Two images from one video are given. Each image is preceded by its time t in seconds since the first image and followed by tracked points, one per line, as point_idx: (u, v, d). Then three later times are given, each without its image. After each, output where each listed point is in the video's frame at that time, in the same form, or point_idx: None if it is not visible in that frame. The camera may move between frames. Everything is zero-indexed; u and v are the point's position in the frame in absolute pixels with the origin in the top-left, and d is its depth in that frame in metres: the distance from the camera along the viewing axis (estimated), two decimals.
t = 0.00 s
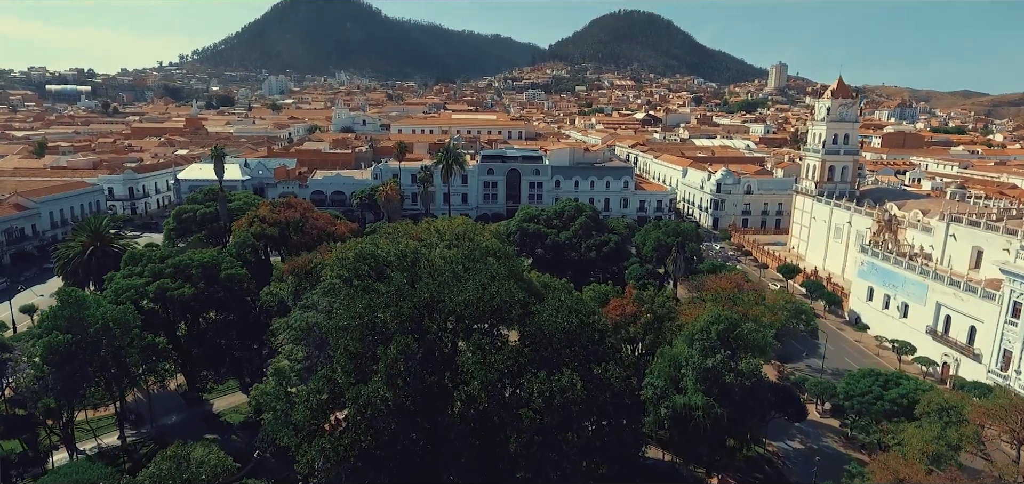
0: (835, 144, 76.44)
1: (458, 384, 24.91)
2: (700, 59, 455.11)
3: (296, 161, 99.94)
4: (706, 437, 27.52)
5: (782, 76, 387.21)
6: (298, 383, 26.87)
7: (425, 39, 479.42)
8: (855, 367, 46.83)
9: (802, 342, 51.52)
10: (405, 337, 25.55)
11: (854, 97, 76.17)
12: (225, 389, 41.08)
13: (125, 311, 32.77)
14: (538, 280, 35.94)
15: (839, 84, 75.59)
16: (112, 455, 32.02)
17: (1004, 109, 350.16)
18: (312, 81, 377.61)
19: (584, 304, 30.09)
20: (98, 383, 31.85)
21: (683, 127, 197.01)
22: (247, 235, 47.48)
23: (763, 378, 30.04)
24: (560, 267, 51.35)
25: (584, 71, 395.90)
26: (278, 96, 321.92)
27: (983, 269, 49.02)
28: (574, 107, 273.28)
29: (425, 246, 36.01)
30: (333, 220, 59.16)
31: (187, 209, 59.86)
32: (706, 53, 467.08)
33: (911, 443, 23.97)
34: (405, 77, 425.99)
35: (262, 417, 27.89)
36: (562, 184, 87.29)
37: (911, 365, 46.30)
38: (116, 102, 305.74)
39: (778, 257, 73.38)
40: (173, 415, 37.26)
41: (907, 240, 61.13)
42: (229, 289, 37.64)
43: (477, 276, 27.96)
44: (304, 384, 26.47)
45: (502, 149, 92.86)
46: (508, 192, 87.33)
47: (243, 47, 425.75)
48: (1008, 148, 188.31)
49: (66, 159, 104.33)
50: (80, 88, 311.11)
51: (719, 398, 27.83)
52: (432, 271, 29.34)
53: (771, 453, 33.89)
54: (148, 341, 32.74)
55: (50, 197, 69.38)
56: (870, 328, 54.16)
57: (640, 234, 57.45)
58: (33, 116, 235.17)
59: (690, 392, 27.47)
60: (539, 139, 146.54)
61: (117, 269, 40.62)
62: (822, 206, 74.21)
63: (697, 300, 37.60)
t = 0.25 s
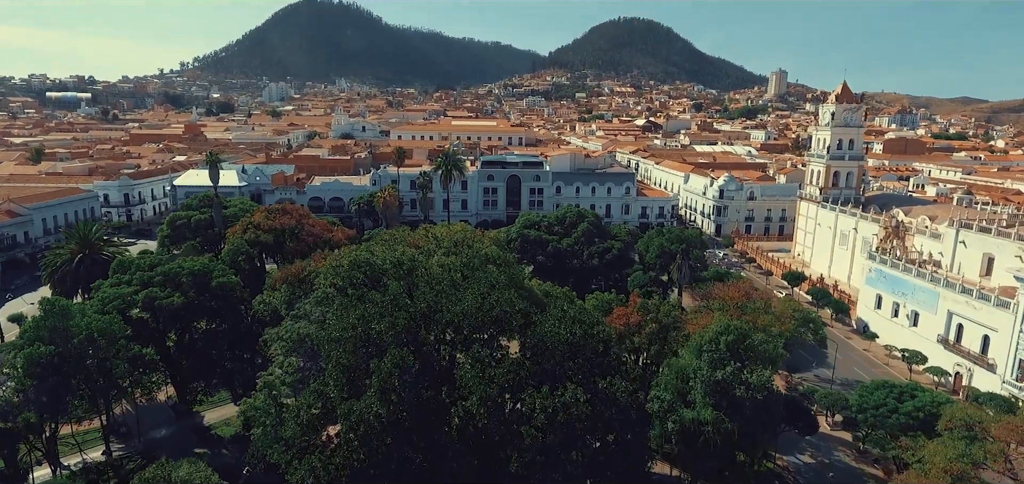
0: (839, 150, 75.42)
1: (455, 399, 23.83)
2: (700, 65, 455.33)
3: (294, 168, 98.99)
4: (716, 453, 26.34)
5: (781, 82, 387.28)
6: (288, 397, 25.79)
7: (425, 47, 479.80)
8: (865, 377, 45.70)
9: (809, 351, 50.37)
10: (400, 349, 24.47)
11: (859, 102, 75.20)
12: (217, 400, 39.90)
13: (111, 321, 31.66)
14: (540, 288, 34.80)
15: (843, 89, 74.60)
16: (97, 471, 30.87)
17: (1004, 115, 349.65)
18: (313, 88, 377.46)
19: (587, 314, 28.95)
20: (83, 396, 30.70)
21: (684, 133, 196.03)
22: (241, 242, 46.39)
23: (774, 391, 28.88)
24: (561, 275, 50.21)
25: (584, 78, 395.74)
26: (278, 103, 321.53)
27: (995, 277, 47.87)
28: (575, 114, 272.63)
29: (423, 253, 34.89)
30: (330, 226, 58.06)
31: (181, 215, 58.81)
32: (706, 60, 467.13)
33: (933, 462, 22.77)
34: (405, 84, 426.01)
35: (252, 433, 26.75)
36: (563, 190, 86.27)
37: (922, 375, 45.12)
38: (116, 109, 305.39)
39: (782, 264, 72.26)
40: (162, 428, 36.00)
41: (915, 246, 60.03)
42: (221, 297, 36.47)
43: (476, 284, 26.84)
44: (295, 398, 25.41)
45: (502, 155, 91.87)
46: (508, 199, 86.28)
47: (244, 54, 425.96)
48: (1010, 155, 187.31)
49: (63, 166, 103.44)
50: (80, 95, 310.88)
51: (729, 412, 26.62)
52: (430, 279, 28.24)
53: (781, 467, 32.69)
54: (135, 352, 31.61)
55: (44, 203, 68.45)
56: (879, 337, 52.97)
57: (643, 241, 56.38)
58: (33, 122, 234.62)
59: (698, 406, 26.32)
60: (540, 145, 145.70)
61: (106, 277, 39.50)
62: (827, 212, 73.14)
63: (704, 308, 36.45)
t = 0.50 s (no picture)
0: (843, 155, 74.49)
1: (453, 413, 22.85)
2: (700, 72, 455.61)
3: (292, 173, 98.11)
4: (725, 469, 25.32)
5: (781, 89, 387.27)
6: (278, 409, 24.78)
7: (425, 53, 480.19)
8: (872, 387, 44.74)
9: (815, 360, 49.37)
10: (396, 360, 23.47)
11: (863, 107, 74.28)
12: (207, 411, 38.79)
13: (97, 330, 30.65)
14: (542, 297, 33.79)
15: (846, 93, 73.68)
16: None
17: (1004, 121, 349.28)
18: (313, 95, 377.45)
19: (590, 323, 27.93)
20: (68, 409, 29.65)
21: (684, 139, 195.30)
22: (235, 248, 45.40)
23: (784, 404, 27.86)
24: (563, 282, 49.21)
25: (585, 84, 395.73)
26: (278, 109, 321.19)
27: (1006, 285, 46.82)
28: (575, 120, 272.28)
29: (420, 261, 33.80)
30: (328, 232, 57.07)
31: (176, 221, 57.87)
32: (706, 66, 467.26)
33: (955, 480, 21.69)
34: (405, 90, 426.06)
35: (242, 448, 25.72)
36: (564, 195, 85.36)
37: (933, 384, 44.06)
38: (117, 115, 304.91)
39: (786, 271, 71.26)
40: (151, 439, 34.97)
41: (922, 253, 59.03)
42: (212, 306, 35.61)
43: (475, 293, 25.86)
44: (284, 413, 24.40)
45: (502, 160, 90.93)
46: (509, 205, 85.33)
47: (244, 60, 426.16)
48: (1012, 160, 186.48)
49: (59, 171, 102.54)
50: (80, 102, 310.59)
51: (738, 425, 25.55)
52: (427, 287, 27.22)
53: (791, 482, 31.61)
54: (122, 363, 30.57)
55: (38, 209, 67.71)
56: (887, 345, 51.92)
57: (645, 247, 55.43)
58: (32, 129, 234.20)
59: (706, 419, 25.30)
60: (540, 150, 144.94)
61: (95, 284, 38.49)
62: (831, 218, 72.22)
63: (709, 317, 35.47)
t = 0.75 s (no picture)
0: (849, 155, 73.39)
1: (449, 425, 21.82)
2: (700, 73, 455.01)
3: (290, 174, 97.01)
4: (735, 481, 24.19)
5: (782, 90, 386.61)
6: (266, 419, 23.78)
7: (425, 55, 479.64)
8: (881, 392, 43.75)
9: (822, 364, 48.36)
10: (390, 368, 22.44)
11: (868, 106, 73.15)
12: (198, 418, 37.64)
13: (81, 335, 29.52)
14: (543, 301, 32.71)
15: (852, 92, 72.58)
16: None
17: (1005, 122, 348.40)
18: (313, 96, 376.72)
19: (594, 328, 26.88)
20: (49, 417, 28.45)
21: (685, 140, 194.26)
22: (229, 249, 44.32)
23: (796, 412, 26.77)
24: (564, 284, 48.10)
25: (585, 86, 394.96)
26: (278, 110, 320.11)
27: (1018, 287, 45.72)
28: (575, 121, 271.52)
29: (418, 264, 32.72)
30: (324, 233, 55.97)
31: (170, 223, 56.75)
32: (706, 67, 466.71)
33: None
34: (405, 92, 425.24)
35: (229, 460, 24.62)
36: (565, 197, 84.29)
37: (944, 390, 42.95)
38: (116, 116, 303.90)
39: (791, 273, 70.17)
40: (139, 447, 33.80)
41: (930, 254, 57.96)
42: (203, 310, 34.59)
43: (474, 297, 24.81)
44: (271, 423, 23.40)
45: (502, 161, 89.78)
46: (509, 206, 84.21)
47: (244, 62, 425.53)
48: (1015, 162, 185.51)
49: (54, 172, 101.43)
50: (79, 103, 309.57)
51: (749, 435, 24.49)
52: (423, 292, 26.19)
53: None
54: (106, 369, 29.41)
55: (31, 210, 66.61)
56: (896, 349, 50.80)
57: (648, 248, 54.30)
58: (31, 130, 233.25)
59: (715, 428, 24.19)
60: (540, 152, 143.97)
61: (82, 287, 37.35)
62: (837, 219, 71.16)
63: (716, 321, 34.37)
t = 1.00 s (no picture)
0: (854, 154, 72.30)
1: (447, 434, 21.18)
2: (701, 73, 454.15)
3: (288, 174, 96.07)
4: None
5: (782, 90, 385.78)
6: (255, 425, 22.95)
7: (425, 54, 478.70)
8: (889, 397, 42.82)
9: (829, 367, 47.48)
10: (384, 374, 21.64)
11: (874, 104, 72.00)
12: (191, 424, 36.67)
13: (65, 339, 28.53)
14: (544, 303, 31.77)
15: (857, 90, 71.46)
16: None
17: (1006, 122, 347.04)
18: (313, 96, 375.76)
19: (597, 331, 25.97)
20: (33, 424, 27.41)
21: (686, 140, 193.24)
22: (222, 250, 43.36)
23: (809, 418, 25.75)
24: (566, 285, 47.12)
25: (585, 85, 393.84)
26: (278, 110, 319.01)
27: None
28: (576, 121, 270.55)
29: (415, 264, 31.83)
30: (321, 233, 54.99)
31: (165, 223, 55.87)
32: (707, 67, 465.64)
33: None
34: (406, 91, 424.24)
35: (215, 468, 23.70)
36: (566, 196, 83.34)
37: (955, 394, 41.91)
38: (116, 117, 302.72)
39: (796, 274, 69.18)
40: (128, 454, 32.86)
41: (938, 255, 56.92)
42: (195, 313, 33.56)
43: (473, 299, 23.96)
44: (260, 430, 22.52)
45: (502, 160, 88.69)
46: (509, 206, 83.15)
47: (244, 62, 424.69)
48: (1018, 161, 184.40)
49: (51, 172, 100.46)
50: (79, 103, 308.42)
51: (760, 443, 23.65)
52: (420, 293, 25.31)
53: None
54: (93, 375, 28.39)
55: (25, 210, 65.70)
56: (905, 352, 49.78)
57: (651, 249, 53.33)
58: (31, 130, 232.54)
59: (723, 436, 23.21)
60: (541, 151, 143.05)
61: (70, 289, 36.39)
62: (842, 219, 70.18)
63: (722, 324, 33.39)
